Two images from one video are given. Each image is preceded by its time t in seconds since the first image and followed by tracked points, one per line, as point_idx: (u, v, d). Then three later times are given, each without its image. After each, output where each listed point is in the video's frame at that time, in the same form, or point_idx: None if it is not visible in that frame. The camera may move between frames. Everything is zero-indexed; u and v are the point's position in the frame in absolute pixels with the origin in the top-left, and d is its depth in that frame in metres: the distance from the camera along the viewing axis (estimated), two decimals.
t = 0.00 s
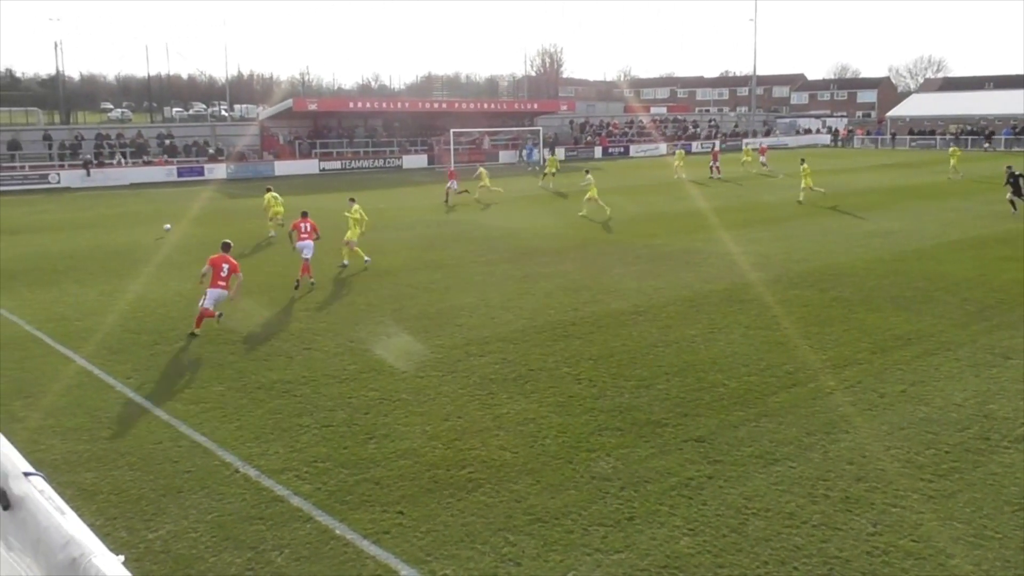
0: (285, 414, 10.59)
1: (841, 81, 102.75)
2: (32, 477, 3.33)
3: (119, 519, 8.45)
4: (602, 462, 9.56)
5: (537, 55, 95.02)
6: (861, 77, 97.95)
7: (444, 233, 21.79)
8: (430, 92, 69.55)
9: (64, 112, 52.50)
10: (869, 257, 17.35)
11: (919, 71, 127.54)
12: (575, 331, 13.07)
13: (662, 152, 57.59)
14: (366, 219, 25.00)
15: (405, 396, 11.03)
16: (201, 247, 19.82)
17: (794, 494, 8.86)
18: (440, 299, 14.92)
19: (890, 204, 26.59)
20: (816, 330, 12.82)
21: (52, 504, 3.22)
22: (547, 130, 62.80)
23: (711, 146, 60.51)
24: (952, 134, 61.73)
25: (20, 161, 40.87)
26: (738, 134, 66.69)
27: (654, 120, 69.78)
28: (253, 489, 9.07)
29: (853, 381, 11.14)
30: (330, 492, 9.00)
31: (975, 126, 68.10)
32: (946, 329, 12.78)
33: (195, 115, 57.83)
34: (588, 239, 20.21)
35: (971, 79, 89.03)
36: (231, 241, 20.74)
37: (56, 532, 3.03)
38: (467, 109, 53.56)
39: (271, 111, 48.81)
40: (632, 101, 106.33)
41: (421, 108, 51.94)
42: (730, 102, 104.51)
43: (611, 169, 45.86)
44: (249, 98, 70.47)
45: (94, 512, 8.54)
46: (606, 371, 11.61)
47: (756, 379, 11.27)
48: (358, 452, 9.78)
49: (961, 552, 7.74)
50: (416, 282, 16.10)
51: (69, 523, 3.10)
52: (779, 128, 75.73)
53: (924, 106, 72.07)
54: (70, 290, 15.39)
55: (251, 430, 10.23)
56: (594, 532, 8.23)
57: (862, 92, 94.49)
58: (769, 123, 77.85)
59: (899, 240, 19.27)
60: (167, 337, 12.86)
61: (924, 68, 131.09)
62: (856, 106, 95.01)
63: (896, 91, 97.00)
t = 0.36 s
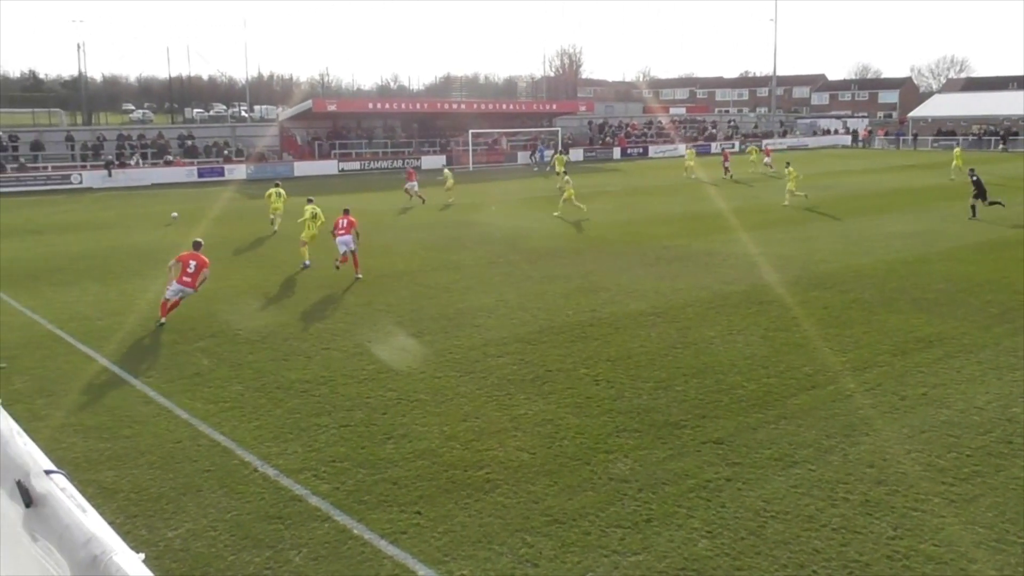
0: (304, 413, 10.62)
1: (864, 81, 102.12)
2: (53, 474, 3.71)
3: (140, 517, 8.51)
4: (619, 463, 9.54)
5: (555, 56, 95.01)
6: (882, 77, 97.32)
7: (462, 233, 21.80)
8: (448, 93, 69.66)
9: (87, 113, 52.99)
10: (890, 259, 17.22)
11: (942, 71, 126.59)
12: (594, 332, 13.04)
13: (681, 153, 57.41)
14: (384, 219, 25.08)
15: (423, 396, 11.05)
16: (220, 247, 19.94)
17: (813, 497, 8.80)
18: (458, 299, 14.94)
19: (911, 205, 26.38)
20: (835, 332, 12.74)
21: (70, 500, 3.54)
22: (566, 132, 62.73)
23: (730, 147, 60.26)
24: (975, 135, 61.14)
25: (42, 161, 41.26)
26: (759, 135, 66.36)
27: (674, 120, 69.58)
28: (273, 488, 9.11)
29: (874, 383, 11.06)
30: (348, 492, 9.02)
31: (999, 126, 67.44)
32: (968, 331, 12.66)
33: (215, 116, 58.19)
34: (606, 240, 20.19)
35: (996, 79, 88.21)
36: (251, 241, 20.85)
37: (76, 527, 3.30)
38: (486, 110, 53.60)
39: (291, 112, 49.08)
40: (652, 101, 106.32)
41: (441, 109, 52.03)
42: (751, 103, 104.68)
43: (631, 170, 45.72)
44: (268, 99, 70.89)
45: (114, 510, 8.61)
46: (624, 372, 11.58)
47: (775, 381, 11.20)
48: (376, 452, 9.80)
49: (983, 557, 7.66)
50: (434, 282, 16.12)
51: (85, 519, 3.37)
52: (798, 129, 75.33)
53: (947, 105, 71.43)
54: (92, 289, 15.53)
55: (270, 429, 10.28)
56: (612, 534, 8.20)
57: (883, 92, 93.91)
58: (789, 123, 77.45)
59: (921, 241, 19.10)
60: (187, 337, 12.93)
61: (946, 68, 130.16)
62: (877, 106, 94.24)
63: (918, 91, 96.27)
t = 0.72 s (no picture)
0: (320, 413, 10.66)
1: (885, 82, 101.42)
2: (74, 470, 3.44)
3: (157, 515, 8.57)
4: (635, 465, 9.52)
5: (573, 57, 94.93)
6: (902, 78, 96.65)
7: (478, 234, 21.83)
8: (465, 94, 69.71)
9: (107, 114, 53.40)
10: (909, 261, 17.09)
11: (964, 72, 125.78)
12: (610, 333, 13.03)
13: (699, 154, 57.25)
14: (400, 219, 25.14)
15: (439, 396, 11.08)
16: (236, 247, 20.05)
17: (830, 500, 8.75)
18: (474, 300, 14.94)
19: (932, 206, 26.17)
20: (854, 335, 12.65)
21: (90, 498, 3.30)
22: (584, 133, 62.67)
23: (749, 148, 60.09)
24: (997, 137, 60.58)
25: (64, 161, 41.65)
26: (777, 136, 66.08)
27: (692, 121, 69.37)
28: (289, 488, 9.15)
29: (892, 387, 10.98)
30: (364, 492, 9.05)
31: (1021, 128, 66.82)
32: (988, 335, 12.55)
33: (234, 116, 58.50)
34: (622, 241, 20.16)
35: (1019, 80, 87.34)
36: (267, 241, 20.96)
37: (97, 526, 3.11)
38: (504, 111, 53.65)
39: (308, 113, 49.33)
40: (669, 101, 106.10)
41: (459, 110, 52.16)
42: (768, 104, 103.50)
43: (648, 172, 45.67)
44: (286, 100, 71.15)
45: (132, 508, 8.67)
46: (640, 374, 11.55)
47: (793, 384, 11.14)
48: (392, 453, 9.81)
49: (1003, 563, 7.59)
50: (450, 284, 16.14)
51: (106, 516, 3.18)
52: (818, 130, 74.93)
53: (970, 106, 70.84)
54: (111, 289, 15.64)
55: (287, 429, 10.31)
56: (627, 536, 8.19)
57: (904, 93, 93.35)
58: (808, 124, 77.08)
59: (943, 244, 18.94)
60: (204, 336, 13.01)
61: (968, 68, 129.11)
62: (897, 108, 93.62)
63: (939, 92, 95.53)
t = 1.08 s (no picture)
0: (331, 417, 10.53)
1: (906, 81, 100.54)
2: (81, 475, 3.21)
3: (166, 519, 8.45)
4: (650, 470, 9.35)
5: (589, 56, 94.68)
6: (922, 77, 95.90)
7: (490, 235, 21.69)
8: (478, 93, 69.59)
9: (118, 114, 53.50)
10: (927, 264, 16.84)
11: (986, 70, 124.64)
12: (625, 336, 12.86)
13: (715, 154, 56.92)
14: (411, 221, 25.04)
15: (450, 400, 10.93)
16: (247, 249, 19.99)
17: (849, 507, 8.57)
18: (486, 303, 14.79)
19: (953, 208, 25.83)
20: (873, 339, 12.45)
21: (98, 502, 3.11)
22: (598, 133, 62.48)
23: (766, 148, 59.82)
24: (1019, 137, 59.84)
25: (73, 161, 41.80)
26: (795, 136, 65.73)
27: (709, 121, 69.01)
28: (298, 493, 9.02)
29: (913, 391, 10.78)
30: (375, 497, 8.91)
31: None
32: (1011, 339, 12.31)
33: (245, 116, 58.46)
34: (635, 243, 19.99)
35: None
36: (278, 243, 20.90)
37: (105, 530, 2.88)
38: (517, 111, 53.52)
39: (319, 113, 49.31)
40: (687, 101, 105.79)
41: (472, 109, 52.09)
42: (787, 103, 103.15)
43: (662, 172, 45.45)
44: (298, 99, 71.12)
45: (141, 512, 8.56)
46: (656, 377, 11.39)
47: (812, 388, 10.96)
48: (404, 457, 9.68)
49: None
50: (462, 286, 15.99)
51: (114, 522, 2.96)
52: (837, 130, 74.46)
53: (991, 105, 70.12)
54: (122, 290, 15.60)
55: (297, 432, 10.19)
56: (642, 543, 8.02)
57: (925, 92, 92.60)
58: (827, 124, 76.60)
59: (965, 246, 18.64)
60: (213, 338, 12.91)
61: (991, 66, 127.98)
62: (919, 107, 92.93)
63: (962, 91, 94.65)
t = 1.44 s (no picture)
0: (315, 423, 10.28)
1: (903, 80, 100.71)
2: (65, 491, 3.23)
3: (146, 528, 8.20)
4: (642, 478, 9.12)
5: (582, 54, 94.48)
6: (918, 76, 96.05)
7: (480, 238, 21.45)
8: (467, 93, 69.39)
9: (97, 113, 53.02)
10: (924, 266, 16.68)
11: (984, 69, 124.93)
12: (617, 341, 12.64)
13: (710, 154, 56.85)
14: (402, 223, 24.79)
15: (438, 406, 10.69)
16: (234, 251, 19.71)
17: (846, 515, 8.35)
18: (475, 306, 14.56)
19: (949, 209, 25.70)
20: (870, 343, 12.25)
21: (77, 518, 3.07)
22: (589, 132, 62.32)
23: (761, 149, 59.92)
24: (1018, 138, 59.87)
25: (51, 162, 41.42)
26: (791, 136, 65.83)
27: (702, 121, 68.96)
28: (283, 501, 8.76)
29: (911, 396, 10.58)
30: (361, 505, 8.66)
31: None
32: (1009, 343, 12.13)
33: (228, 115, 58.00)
34: (628, 246, 19.78)
35: None
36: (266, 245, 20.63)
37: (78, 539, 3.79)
38: (507, 110, 53.36)
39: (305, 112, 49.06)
40: (681, 100, 105.80)
41: (461, 108, 51.95)
42: (782, 102, 103.89)
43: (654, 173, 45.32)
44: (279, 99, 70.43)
45: (120, 521, 8.30)
46: (648, 383, 11.15)
47: (807, 393, 10.75)
48: (390, 465, 9.43)
49: None
50: (451, 289, 15.77)
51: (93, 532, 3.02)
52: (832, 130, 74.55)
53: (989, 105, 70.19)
54: (104, 294, 15.32)
55: (281, 439, 9.94)
56: (633, 552, 7.79)
57: (922, 92, 92.75)
58: (823, 125, 76.65)
59: (961, 248, 18.48)
60: (196, 343, 12.63)
61: (989, 66, 128.27)
62: (916, 106, 93.12)
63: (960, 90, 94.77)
